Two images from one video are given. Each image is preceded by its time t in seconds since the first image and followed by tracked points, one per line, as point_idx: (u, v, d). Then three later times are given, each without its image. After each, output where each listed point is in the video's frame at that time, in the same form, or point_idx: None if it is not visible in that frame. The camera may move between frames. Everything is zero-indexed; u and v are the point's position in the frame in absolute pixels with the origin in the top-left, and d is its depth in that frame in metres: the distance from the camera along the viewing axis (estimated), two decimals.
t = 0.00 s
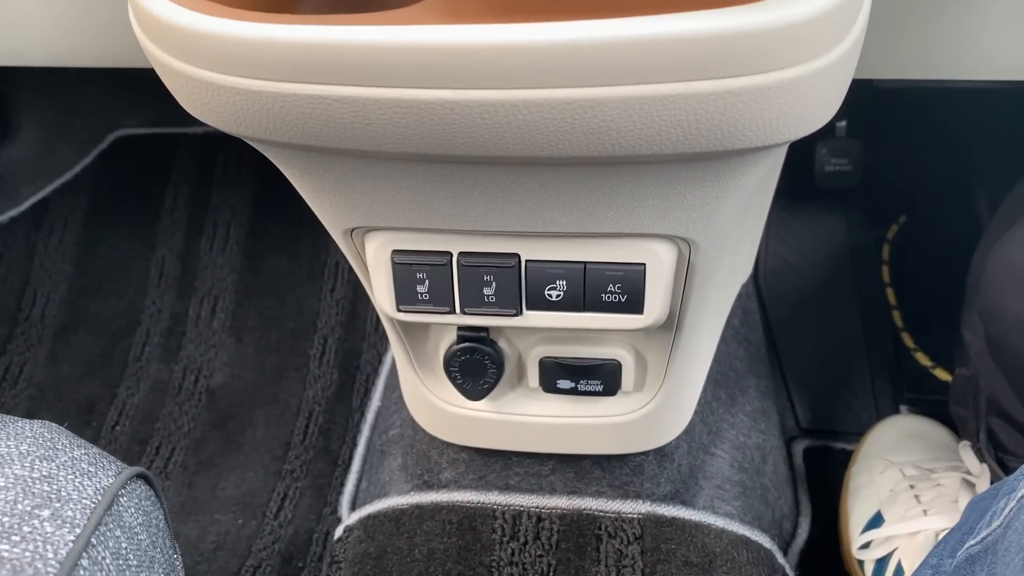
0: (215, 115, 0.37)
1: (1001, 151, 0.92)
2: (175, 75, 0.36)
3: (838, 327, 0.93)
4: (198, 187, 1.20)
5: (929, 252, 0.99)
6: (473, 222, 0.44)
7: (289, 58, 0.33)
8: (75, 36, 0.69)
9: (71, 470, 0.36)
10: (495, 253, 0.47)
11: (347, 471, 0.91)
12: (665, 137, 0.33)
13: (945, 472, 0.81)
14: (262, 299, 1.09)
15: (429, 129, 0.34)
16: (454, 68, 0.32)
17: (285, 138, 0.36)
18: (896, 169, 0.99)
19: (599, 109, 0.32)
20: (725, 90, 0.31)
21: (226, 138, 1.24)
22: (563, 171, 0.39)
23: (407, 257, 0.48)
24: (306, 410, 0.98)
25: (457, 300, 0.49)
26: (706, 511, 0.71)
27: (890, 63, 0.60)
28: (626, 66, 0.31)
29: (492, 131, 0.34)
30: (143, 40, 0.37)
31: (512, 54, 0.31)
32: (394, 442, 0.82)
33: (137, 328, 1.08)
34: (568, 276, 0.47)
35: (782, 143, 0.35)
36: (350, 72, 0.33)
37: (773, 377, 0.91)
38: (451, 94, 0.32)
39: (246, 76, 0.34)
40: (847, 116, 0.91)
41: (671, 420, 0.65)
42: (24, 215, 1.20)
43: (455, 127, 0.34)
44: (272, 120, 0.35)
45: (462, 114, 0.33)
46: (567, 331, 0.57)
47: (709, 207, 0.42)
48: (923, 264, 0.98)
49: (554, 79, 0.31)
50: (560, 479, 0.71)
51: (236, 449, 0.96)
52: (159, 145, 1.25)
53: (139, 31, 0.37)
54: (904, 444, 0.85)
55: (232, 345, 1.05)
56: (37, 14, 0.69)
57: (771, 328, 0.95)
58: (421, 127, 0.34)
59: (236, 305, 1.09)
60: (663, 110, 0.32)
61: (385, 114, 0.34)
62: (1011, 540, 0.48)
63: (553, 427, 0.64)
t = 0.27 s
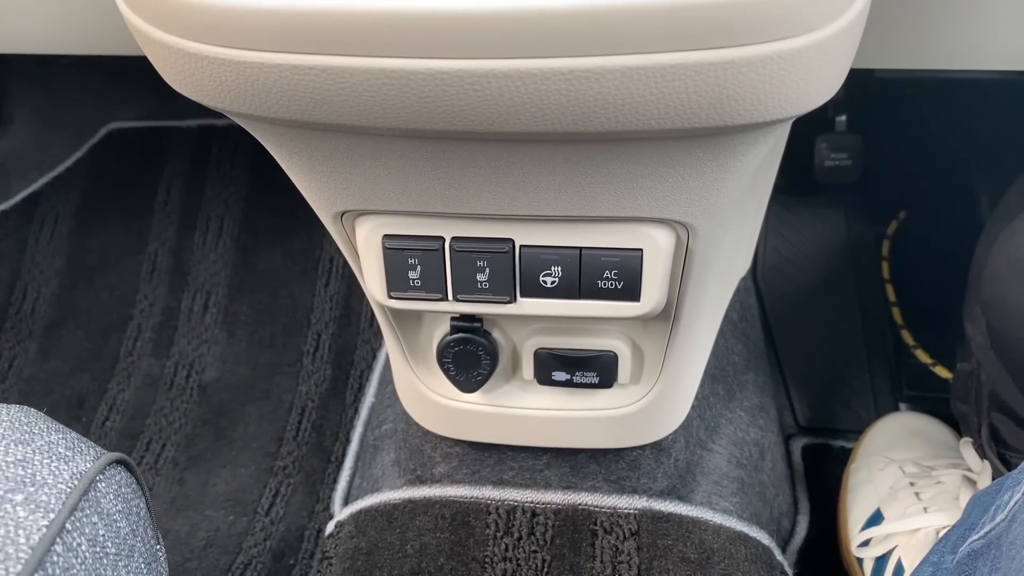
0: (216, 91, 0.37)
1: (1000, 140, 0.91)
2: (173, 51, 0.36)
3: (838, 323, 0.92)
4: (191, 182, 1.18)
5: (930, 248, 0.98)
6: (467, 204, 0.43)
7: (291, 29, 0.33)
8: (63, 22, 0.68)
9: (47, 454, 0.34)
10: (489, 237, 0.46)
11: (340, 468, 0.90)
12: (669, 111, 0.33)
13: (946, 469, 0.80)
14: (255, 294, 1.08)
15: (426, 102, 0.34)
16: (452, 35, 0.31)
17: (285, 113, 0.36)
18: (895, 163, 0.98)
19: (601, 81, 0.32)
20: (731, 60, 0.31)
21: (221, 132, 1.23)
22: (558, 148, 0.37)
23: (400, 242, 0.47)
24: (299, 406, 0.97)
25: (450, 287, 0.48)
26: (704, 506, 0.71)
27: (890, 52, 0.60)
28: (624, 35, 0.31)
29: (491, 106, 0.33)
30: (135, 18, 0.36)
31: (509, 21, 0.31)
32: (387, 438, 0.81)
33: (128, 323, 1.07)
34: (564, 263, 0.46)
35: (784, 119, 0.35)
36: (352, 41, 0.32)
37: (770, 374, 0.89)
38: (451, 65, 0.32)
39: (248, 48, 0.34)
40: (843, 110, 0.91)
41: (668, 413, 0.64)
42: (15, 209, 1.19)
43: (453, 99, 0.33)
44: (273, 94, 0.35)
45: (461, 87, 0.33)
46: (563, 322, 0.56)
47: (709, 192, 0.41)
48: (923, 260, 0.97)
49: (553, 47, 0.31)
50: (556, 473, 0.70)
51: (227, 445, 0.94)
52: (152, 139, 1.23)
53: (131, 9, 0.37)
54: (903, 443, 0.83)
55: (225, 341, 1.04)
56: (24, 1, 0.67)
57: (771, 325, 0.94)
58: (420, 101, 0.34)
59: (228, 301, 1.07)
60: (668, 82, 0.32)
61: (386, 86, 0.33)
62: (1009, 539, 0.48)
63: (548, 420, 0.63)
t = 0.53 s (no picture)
0: (217, 87, 0.37)
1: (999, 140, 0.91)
2: (175, 48, 0.36)
3: (837, 324, 0.92)
4: (191, 182, 1.18)
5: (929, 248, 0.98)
6: (467, 203, 0.43)
7: (294, 25, 0.33)
8: (64, 22, 0.68)
9: (48, 452, 0.34)
10: (490, 236, 0.46)
11: (339, 468, 0.90)
12: (670, 108, 0.33)
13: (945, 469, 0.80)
14: (254, 294, 1.08)
15: (427, 101, 0.34)
16: (453, 33, 0.32)
17: (286, 111, 0.36)
18: (897, 164, 0.97)
19: (602, 78, 0.32)
20: (732, 57, 0.31)
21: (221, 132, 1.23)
22: (558, 145, 0.37)
23: (400, 241, 0.47)
24: (299, 406, 0.97)
25: (451, 286, 0.48)
26: (703, 506, 0.71)
27: (890, 51, 0.60)
28: (624, 33, 0.31)
29: (493, 104, 0.33)
30: (137, 16, 0.37)
31: (511, 18, 0.31)
32: (387, 438, 0.81)
33: (128, 323, 1.07)
34: (564, 261, 0.46)
35: (785, 116, 0.35)
36: (353, 37, 0.32)
37: (769, 374, 0.90)
38: (453, 62, 0.32)
39: (250, 45, 0.34)
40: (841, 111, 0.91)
41: (668, 412, 0.64)
42: (14, 209, 1.19)
43: (454, 97, 0.33)
44: (274, 92, 0.35)
45: (462, 84, 0.33)
46: (563, 321, 0.56)
47: (709, 190, 0.41)
48: (923, 260, 0.97)
49: (556, 44, 0.31)
50: (556, 473, 0.71)
51: (226, 445, 0.94)
52: (151, 139, 1.23)
53: (133, 6, 0.37)
54: (903, 443, 0.84)
55: (224, 341, 1.04)
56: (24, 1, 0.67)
57: (770, 326, 0.94)
58: (420, 98, 0.34)
59: (227, 301, 1.07)
60: (669, 79, 0.32)
61: (388, 84, 0.34)
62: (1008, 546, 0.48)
63: (548, 420, 0.63)
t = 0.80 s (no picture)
0: (207, 94, 0.36)
1: (996, 142, 0.91)
2: (164, 55, 0.36)
3: (835, 326, 0.92)
4: (188, 185, 1.18)
5: (927, 251, 0.97)
6: (460, 209, 0.43)
7: (284, 33, 0.33)
8: (58, 27, 0.68)
9: (36, 462, 0.34)
10: (483, 242, 0.45)
11: (336, 472, 0.90)
12: (662, 115, 0.33)
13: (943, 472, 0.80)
14: (251, 298, 1.07)
15: (418, 109, 0.34)
16: (444, 41, 0.31)
17: (276, 118, 0.36)
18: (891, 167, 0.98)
19: (593, 85, 0.32)
20: (723, 65, 0.31)
21: (218, 135, 1.22)
22: (550, 151, 0.37)
23: (393, 247, 0.47)
24: (296, 410, 0.96)
25: (445, 292, 0.48)
26: (699, 511, 0.71)
27: (886, 55, 0.60)
28: (615, 40, 0.31)
29: (484, 111, 0.33)
30: (126, 22, 0.36)
31: (500, 26, 0.31)
32: (384, 442, 0.81)
33: (125, 326, 1.07)
34: (558, 267, 0.46)
35: (778, 123, 0.35)
36: (343, 45, 0.32)
37: (766, 377, 0.89)
38: (444, 70, 0.32)
39: (240, 52, 0.34)
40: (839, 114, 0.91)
41: (664, 417, 0.64)
42: (11, 212, 1.19)
43: (445, 104, 0.33)
44: (264, 98, 0.35)
45: (452, 91, 0.33)
46: (558, 326, 0.56)
47: (703, 196, 0.41)
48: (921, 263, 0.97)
49: (546, 52, 0.31)
50: (552, 478, 0.71)
51: (223, 449, 0.94)
52: (148, 143, 1.23)
53: (122, 12, 0.37)
54: (900, 446, 0.83)
55: (221, 344, 1.04)
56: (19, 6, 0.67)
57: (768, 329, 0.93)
58: (411, 105, 0.34)
59: (224, 305, 1.07)
60: (660, 87, 0.32)
61: (378, 91, 0.33)
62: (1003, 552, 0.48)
63: (544, 424, 0.63)
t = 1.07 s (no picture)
0: (215, 84, 0.36)
1: (999, 142, 0.91)
2: (173, 45, 0.36)
3: (837, 325, 0.92)
4: (190, 182, 1.18)
5: (928, 252, 0.97)
6: (467, 202, 0.43)
7: (294, 23, 0.33)
8: (63, 21, 0.68)
9: (43, 451, 0.34)
10: (489, 236, 0.45)
11: (337, 470, 0.90)
12: (671, 107, 0.33)
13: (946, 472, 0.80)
14: (253, 295, 1.07)
15: (428, 99, 0.34)
16: (454, 30, 0.31)
17: (284, 108, 0.36)
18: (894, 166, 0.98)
19: (602, 76, 0.32)
20: (733, 56, 0.31)
21: (220, 133, 1.22)
22: (558, 143, 0.37)
23: (399, 241, 0.46)
24: (297, 407, 0.96)
25: (450, 286, 0.48)
26: (703, 508, 0.71)
27: (892, 52, 0.60)
28: (626, 29, 0.31)
29: (494, 102, 0.33)
30: (136, 10, 0.36)
31: (511, 16, 0.31)
32: (386, 440, 0.81)
33: (126, 323, 1.07)
34: (564, 261, 0.46)
35: (787, 116, 0.35)
36: (354, 34, 0.32)
37: (769, 376, 0.89)
38: (454, 59, 0.32)
39: (249, 42, 0.34)
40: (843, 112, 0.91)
41: (668, 414, 0.64)
42: (13, 209, 1.18)
43: (454, 94, 0.33)
44: (273, 89, 0.35)
45: (463, 81, 0.33)
46: (563, 322, 0.55)
47: (711, 191, 0.41)
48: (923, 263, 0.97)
49: (557, 42, 0.31)
50: (555, 475, 0.70)
51: (224, 446, 0.94)
52: (150, 140, 1.23)
53: (131, 2, 0.37)
54: (903, 446, 0.83)
55: (223, 341, 1.04)
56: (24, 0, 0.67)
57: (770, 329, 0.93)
58: (421, 95, 0.34)
59: (226, 302, 1.07)
60: (669, 78, 0.32)
61: (388, 81, 0.33)
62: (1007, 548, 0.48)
63: (548, 421, 0.63)
